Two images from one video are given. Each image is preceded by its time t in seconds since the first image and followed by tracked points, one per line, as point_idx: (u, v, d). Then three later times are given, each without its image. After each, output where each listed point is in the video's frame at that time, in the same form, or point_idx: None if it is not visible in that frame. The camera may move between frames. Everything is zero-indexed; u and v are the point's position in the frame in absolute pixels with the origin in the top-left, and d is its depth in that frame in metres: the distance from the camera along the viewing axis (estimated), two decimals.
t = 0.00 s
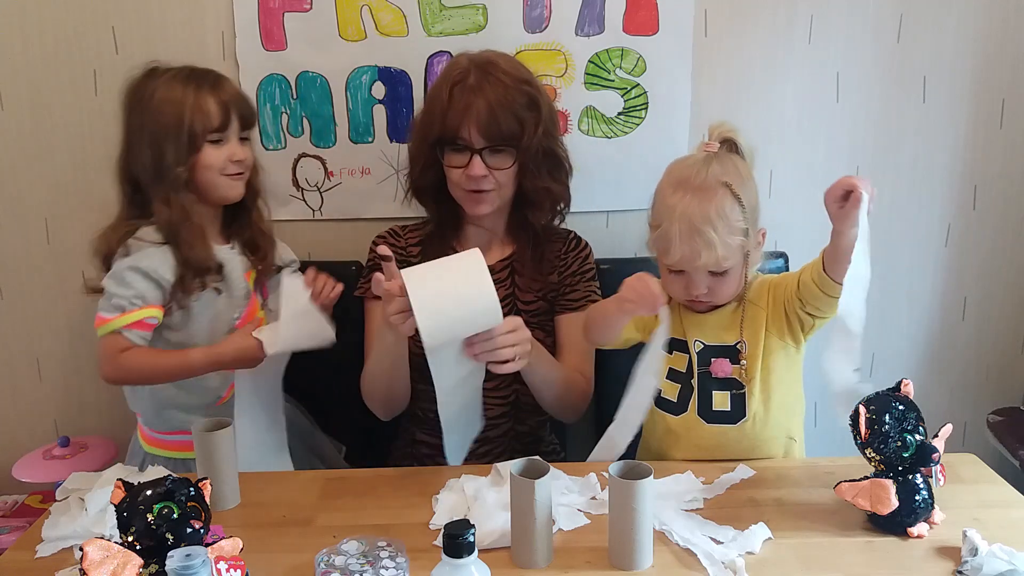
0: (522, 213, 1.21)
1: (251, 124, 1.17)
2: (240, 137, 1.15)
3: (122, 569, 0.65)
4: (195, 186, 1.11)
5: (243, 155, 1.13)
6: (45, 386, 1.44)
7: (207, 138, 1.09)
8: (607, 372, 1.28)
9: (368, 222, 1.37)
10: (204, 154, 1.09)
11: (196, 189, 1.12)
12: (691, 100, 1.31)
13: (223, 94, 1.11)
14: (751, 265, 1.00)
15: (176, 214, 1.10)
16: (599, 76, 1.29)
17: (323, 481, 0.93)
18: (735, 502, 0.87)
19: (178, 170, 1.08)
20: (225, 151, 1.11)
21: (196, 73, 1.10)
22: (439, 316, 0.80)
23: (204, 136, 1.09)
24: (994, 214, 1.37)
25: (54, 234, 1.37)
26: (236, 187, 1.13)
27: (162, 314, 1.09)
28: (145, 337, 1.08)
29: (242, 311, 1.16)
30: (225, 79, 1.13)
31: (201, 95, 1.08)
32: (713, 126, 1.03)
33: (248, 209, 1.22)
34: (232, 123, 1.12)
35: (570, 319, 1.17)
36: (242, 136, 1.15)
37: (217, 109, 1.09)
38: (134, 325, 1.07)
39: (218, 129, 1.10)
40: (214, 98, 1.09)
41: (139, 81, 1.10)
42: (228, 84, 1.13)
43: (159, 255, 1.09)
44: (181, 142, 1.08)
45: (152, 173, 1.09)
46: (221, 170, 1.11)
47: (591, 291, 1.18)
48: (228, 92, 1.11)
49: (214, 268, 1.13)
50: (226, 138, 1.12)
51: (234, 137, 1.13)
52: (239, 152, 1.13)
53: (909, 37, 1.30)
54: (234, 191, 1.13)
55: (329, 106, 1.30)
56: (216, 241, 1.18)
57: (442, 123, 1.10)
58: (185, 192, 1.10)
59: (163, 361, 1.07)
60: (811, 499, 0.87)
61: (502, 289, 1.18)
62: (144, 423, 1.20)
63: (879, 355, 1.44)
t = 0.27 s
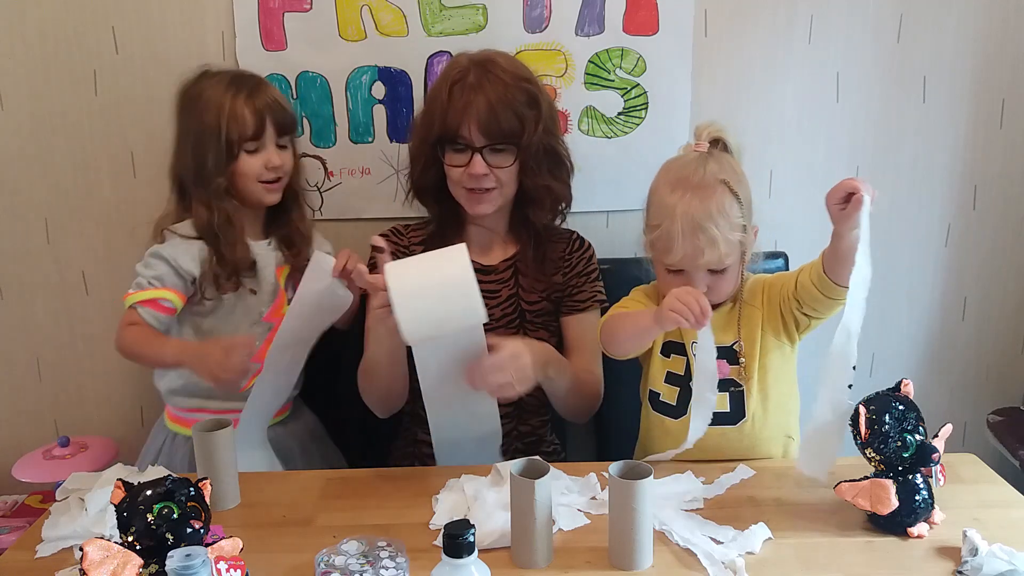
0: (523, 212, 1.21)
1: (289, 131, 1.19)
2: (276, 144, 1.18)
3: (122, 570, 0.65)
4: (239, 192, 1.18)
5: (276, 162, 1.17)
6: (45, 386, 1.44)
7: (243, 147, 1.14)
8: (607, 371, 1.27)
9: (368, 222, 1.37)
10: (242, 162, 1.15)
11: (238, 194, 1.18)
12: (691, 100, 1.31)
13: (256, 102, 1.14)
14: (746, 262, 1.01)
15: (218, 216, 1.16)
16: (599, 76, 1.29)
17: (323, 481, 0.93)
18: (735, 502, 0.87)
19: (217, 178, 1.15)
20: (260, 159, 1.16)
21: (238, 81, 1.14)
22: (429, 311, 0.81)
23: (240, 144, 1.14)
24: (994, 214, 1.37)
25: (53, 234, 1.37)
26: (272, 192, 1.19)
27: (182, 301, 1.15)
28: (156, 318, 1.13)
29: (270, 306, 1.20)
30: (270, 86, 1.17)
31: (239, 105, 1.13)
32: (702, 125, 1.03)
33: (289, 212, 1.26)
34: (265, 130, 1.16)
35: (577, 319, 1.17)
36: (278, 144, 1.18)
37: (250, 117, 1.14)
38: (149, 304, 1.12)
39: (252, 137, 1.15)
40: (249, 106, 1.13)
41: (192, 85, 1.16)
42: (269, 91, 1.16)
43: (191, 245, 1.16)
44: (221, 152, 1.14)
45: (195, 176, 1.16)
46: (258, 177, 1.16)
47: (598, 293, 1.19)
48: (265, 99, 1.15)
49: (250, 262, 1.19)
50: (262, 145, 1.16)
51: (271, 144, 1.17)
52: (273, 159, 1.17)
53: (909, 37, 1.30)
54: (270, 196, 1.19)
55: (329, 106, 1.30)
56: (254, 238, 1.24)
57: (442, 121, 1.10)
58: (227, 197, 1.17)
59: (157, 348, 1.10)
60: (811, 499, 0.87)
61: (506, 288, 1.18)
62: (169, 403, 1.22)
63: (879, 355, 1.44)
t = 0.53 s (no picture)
0: (528, 212, 1.21)
1: (296, 130, 1.21)
2: (280, 145, 1.20)
3: (122, 570, 0.65)
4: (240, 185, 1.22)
5: (276, 162, 1.18)
6: (45, 386, 1.44)
7: (242, 147, 1.17)
8: (607, 370, 1.27)
9: (368, 222, 1.37)
10: (240, 160, 1.18)
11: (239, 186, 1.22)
12: (691, 100, 1.31)
13: (254, 102, 1.15)
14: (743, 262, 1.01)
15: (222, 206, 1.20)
16: (599, 76, 1.29)
17: (323, 481, 0.93)
18: (735, 502, 0.87)
19: (215, 173, 1.19)
20: (261, 157, 1.19)
21: (246, 78, 1.16)
22: (443, 301, 0.80)
23: (238, 143, 1.17)
24: (994, 214, 1.37)
25: (53, 234, 1.37)
26: (273, 189, 1.22)
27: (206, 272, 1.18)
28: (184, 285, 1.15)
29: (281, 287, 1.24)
30: (282, 88, 1.18)
31: (235, 106, 1.15)
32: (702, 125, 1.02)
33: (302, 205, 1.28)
34: (265, 129, 1.18)
35: (576, 321, 1.17)
36: (282, 143, 1.20)
37: (246, 117, 1.16)
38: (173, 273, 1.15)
39: (251, 137, 1.17)
40: (247, 107, 1.15)
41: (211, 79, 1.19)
42: (278, 92, 1.17)
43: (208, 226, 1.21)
44: (218, 148, 1.18)
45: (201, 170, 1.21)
46: (255, 175, 1.19)
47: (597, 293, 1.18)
48: (264, 100, 1.16)
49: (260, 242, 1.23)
50: (262, 144, 1.18)
51: (270, 144, 1.19)
52: (274, 159, 1.19)
53: (909, 37, 1.30)
54: (271, 193, 1.22)
55: (329, 106, 1.30)
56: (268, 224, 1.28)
57: (449, 122, 1.11)
58: (229, 190, 1.20)
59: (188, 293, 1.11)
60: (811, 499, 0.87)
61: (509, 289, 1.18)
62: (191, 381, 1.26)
63: (879, 355, 1.44)
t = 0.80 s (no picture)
0: (541, 215, 1.21)
1: (288, 122, 1.20)
2: (273, 137, 1.19)
3: (122, 570, 0.64)
4: (236, 179, 1.21)
5: (269, 153, 1.17)
6: (45, 386, 1.44)
7: (236, 139, 1.17)
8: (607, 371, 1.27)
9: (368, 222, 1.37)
10: (234, 153, 1.18)
11: (235, 180, 1.21)
12: (691, 100, 1.31)
13: (244, 94, 1.15)
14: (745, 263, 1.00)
15: (218, 202, 1.20)
16: (599, 76, 1.29)
17: (323, 481, 0.93)
18: (734, 502, 0.87)
19: (211, 166, 1.18)
20: (254, 149, 1.18)
21: (237, 73, 1.16)
22: (434, 262, 0.79)
23: (231, 137, 1.17)
24: (994, 214, 1.37)
25: (54, 234, 1.37)
26: (268, 181, 1.20)
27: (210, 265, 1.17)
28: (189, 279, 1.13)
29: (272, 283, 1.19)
30: (273, 82, 1.17)
31: (226, 100, 1.15)
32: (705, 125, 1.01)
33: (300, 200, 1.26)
34: (257, 121, 1.17)
35: (590, 329, 1.18)
36: (275, 135, 1.19)
37: (237, 110, 1.15)
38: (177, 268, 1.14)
39: (243, 128, 1.16)
40: (238, 100, 1.15)
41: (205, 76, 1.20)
42: (268, 85, 1.17)
43: (207, 222, 1.20)
44: (212, 142, 1.17)
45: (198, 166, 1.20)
46: (249, 168, 1.18)
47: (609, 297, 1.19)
48: (255, 93, 1.15)
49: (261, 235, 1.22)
50: (255, 137, 1.18)
51: (263, 135, 1.18)
52: (267, 150, 1.17)
53: (909, 37, 1.30)
54: (266, 185, 1.21)
55: (329, 106, 1.30)
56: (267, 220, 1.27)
57: (470, 125, 1.10)
58: (225, 184, 1.20)
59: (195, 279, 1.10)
60: (811, 499, 0.87)
61: (520, 293, 1.18)
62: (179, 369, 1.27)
63: (879, 355, 1.44)
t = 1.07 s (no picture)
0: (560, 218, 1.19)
1: (272, 125, 1.21)
2: (256, 139, 1.20)
3: (122, 570, 0.65)
4: (216, 182, 1.20)
5: (254, 155, 1.18)
6: (45, 385, 1.44)
7: (221, 141, 1.16)
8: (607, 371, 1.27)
9: (368, 222, 1.37)
10: (218, 154, 1.17)
11: (215, 182, 1.21)
12: (691, 100, 1.31)
13: (233, 96, 1.15)
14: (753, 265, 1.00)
15: (197, 204, 1.19)
16: (599, 76, 1.29)
17: (322, 481, 0.93)
18: (734, 502, 0.87)
19: (194, 168, 1.17)
20: (238, 151, 1.18)
21: (223, 74, 1.16)
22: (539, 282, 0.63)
23: (216, 138, 1.16)
24: (994, 214, 1.37)
25: (54, 234, 1.37)
26: (248, 183, 1.20)
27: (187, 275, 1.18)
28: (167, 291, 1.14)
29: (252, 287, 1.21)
30: (257, 84, 1.18)
31: (213, 101, 1.14)
32: (723, 125, 1.03)
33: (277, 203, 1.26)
34: (243, 123, 1.17)
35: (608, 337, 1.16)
36: (259, 137, 1.20)
37: (225, 111, 1.15)
38: (155, 281, 1.14)
39: (229, 130, 1.16)
40: (226, 101, 1.15)
41: (183, 78, 1.18)
42: (254, 87, 1.17)
43: (181, 231, 1.21)
44: (196, 143, 1.16)
45: (176, 166, 1.19)
46: (232, 170, 1.18)
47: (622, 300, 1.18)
48: (243, 94, 1.16)
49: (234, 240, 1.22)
50: (239, 139, 1.18)
51: (248, 137, 1.18)
52: (252, 152, 1.18)
53: (909, 37, 1.30)
54: (245, 187, 1.20)
55: (329, 106, 1.30)
56: (243, 224, 1.26)
57: (483, 128, 1.06)
58: (205, 186, 1.19)
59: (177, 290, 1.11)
60: (811, 499, 0.87)
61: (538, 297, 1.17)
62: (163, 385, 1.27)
63: (879, 355, 1.44)
